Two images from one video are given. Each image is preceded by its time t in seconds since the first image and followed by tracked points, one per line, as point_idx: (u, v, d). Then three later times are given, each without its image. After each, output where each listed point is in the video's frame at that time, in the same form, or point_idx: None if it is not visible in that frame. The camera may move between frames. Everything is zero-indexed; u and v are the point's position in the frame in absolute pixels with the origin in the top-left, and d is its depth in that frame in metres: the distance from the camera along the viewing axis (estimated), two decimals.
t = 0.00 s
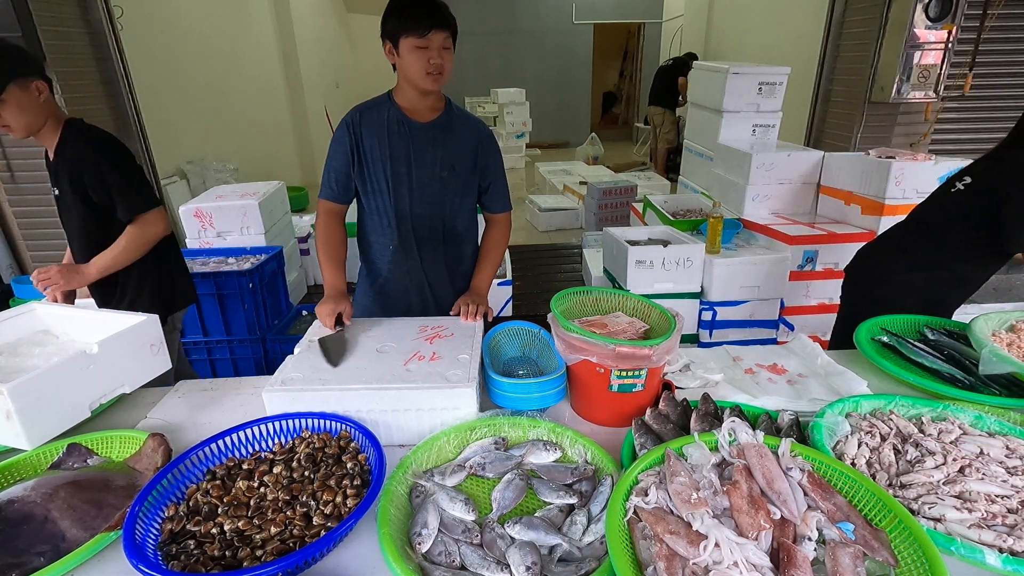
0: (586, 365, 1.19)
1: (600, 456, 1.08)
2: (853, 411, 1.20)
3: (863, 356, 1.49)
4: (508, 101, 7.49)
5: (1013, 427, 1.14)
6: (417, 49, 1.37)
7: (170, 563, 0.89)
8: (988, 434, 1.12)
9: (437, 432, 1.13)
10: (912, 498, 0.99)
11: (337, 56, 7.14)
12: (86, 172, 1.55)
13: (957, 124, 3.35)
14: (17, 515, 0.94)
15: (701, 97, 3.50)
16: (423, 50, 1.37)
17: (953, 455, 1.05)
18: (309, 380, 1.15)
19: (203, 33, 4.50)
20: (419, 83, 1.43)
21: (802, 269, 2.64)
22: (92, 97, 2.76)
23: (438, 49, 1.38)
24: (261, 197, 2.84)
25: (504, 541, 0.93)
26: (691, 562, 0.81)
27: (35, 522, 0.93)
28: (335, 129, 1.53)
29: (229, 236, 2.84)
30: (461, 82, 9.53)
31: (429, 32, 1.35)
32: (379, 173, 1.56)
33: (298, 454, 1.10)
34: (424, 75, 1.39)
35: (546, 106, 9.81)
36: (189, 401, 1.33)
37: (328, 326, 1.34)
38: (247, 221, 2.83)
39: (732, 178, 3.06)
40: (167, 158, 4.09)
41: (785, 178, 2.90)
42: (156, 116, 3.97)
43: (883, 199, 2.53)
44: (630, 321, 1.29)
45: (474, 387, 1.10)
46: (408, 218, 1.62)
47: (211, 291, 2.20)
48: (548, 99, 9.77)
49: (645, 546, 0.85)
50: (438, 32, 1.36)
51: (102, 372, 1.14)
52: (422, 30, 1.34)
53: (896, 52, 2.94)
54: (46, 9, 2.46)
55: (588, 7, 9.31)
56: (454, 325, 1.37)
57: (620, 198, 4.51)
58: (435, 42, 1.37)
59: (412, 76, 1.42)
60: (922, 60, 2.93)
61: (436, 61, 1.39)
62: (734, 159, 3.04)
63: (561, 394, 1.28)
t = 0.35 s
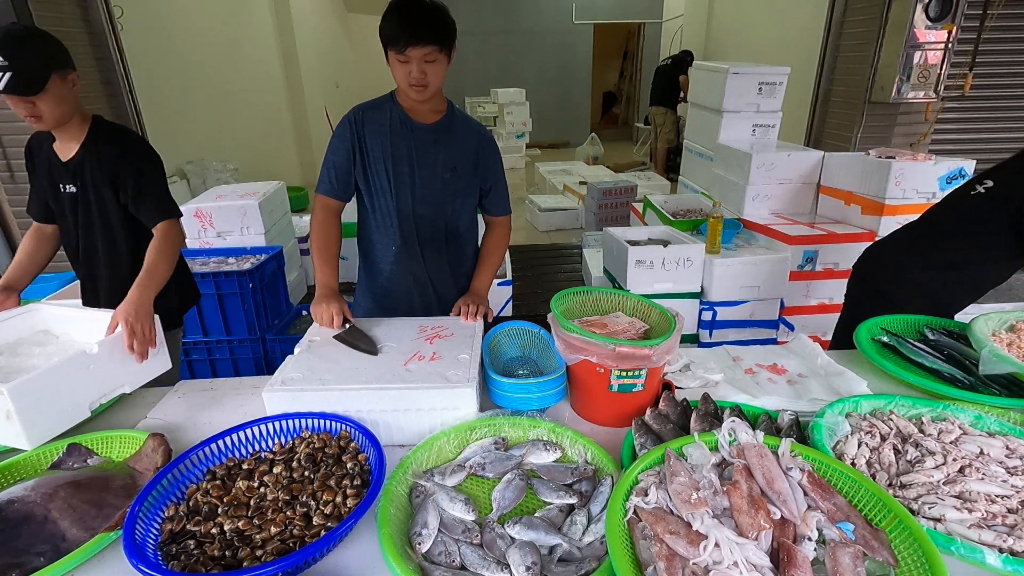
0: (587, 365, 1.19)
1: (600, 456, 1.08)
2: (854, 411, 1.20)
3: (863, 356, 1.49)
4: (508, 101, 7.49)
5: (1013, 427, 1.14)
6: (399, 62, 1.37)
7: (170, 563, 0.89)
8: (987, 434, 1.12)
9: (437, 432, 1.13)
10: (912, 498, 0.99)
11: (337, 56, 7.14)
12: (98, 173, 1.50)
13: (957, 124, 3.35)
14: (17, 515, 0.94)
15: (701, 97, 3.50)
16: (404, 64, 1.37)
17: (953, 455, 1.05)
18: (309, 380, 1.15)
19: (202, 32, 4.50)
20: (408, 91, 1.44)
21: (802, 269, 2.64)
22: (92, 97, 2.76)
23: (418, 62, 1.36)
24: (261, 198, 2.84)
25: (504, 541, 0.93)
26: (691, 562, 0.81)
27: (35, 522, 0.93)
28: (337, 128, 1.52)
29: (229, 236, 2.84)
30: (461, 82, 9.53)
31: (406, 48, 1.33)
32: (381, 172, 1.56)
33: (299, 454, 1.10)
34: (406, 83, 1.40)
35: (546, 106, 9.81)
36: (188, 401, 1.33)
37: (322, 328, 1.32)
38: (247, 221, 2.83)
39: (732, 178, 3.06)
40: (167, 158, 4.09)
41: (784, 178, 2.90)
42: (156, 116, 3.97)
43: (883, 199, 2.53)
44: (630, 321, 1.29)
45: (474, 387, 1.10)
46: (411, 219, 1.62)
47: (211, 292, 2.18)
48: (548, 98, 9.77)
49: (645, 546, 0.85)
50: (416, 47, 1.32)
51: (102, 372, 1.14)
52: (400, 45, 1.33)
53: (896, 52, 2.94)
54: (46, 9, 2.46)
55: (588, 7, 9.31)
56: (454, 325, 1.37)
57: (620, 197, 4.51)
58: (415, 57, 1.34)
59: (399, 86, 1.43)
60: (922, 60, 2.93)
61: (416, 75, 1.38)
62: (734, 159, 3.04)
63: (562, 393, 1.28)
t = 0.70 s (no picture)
0: (587, 365, 1.19)
1: (600, 456, 1.08)
2: (854, 411, 1.20)
3: (863, 356, 1.49)
4: (508, 101, 7.49)
5: (1013, 427, 1.14)
6: (397, 64, 1.37)
7: (170, 563, 0.89)
8: (988, 434, 1.12)
9: (437, 432, 1.13)
10: (913, 499, 0.99)
11: (337, 56, 7.14)
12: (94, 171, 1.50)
13: (957, 124, 3.35)
14: (16, 514, 0.94)
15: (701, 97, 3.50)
16: (401, 65, 1.37)
17: (953, 455, 1.05)
18: (309, 380, 1.15)
19: (202, 32, 4.49)
20: (407, 92, 1.44)
21: (802, 269, 2.64)
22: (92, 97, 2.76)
23: (416, 64, 1.35)
24: (261, 198, 2.84)
25: (504, 541, 0.93)
26: (691, 562, 0.81)
27: (34, 522, 0.93)
28: (339, 127, 1.52)
29: (229, 236, 2.84)
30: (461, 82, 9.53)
31: (403, 50, 1.33)
32: (383, 172, 1.56)
33: (298, 454, 1.10)
34: (404, 84, 1.40)
35: (546, 106, 9.81)
36: (188, 401, 1.33)
37: (320, 330, 1.32)
38: (247, 221, 2.83)
39: (732, 178, 3.06)
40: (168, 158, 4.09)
41: (785, 178, 2.90)
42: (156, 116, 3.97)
43: (883, 199, 2.53)
44: (631, 321, 1.29)
45: (474, 387, 1.10)
46: (412, 219, 1.62)
47: (211, 292, 2.17)
48: (548, 98, 9.77)
49: (645, 546, 0.85)
50: (413, 48, 1.32)
51: (102, 372, 1.14)
52: (397, 47, 1.32)
53: (896, 52, 2.93)
54: (46, 8, 2.45)
55: (588, 6, 9.31)
56: (454, 325, 1.37)
57: (620, 197, 4.51)
58: (412, 58, 1.34)
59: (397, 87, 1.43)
60: (922, 60, 2.93)
61: (414, 76, 1.37)
62: (734, 159, 3.04)
63: (562, 393, 1.28)
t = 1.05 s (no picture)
0: (587, 365, 1.19)
1: (600, 456, 1.08)
2: (853, 411, 1.20)
3: (863, 356, 1.49)
4: (508, 101, 7.49)
5: (1013, 427, 1.14)
6: (397, 64, 1.37)
7: (169, 563, 0.89)
8: (988, 434, 1.12)
9: (437, 432, 1.13)
10: (913, 499, 0.99)
11: (337, 56, 7.14)
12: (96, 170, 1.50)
13: (957, 124, 3.35)
14: (16, 515, 0.94)
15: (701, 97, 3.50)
16: (401, 65, 1.37)
17: (953, 455, 1.05)
18: (309, 380, 1.15)
19: (202, 33, 4.49)
20: (406, 93, 1.44)
21: (802, 269, 2.64)
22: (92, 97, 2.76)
23: (416, 64, 1.35)
24: (261, 198, 2.84)
25: (504, 541, 0.93)
26: (691, 562, 0.81)
27: (34, 522, 0.93)
28: (340, 127, 1.52)
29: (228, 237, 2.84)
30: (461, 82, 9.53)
31: (403, 50, 1.33)
32: (383, 173, 1.56)
33: (298, 454, 1.10)
34: (404, 84, 1.40)
35: (546, 106, 9.81)
36: (188, 401, 1.33)
37: (319, 331, 1.31)
38: (247, 222, 2.83)
39: (732, 178, 3.06)
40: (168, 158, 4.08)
41: (784, 178, 2.90)
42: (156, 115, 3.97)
43: (883, 199, 2.53)
44: (631, 321, 1.29)
45: (474, 387, 1.10)
46: (412, 220, 1.62)
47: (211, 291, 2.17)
48: (548, 98, 9.77)
49: (645, 546, 0.85)
50: (413, 48, 1.32)
51: (113, 329, 1.14)
52: (395, 47, 1.33)
53: (896, 52, 2.93)
54: (46, 8, 2.45)
55: (588, 7, 9.31)
56: (454, 325, 1.37)
57: (620, 197, 4.51)
58: (411, 58, 1.34)
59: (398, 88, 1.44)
60: (922, 60, 2.93)
61: (414, 76, 1.37)
62: (734, 159, 3.04)
63: (562, 393, 1.28)
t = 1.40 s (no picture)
0: (587, 365, 1.19)
1: (600, 456, 1.08)
2: (854, 411, 1.20)
3: (863, 356, 1.49)
4: (508, 101, 7.49)
5: (1013, 427, 1.14)
6: (396, 65, 1.37)
7: (170, 563, 0.89)
8: (988, 434, 1.12)
9: (437, 432, 1.13)
10: (913, 498, 0.99)
11: (337, 56, 7.14)
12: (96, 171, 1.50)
13: (957, 124, 3.35)
14: (17, 515, 0.94)
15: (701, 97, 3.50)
16: (400, 66, 1.37)
17: (953, 455, 1.05)
18: (309, 380, 1.15)
19: (202, 33, 4.49)
20: (406, 93, 1.44)
21: (802, 269, 2.64)
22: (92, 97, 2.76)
23: (415, 64, 1.35)
24: (261, 198, 2.84)
25: (504, 541, 0.93)
26: (691, 562, 0.81)
27: (35, 522, 0.94)
28: (339, 126, 1.52)
29: (228, 237, 2.84)
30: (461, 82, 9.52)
31: (402, 50, 1.33)
32: (381, 173, 1.56)
33: (299, 454, 1.10)
34: (404, 85, 1.40)
35: (546, 106, 9.81)
36: (188, 401, 1.33)
37: (318, 333, 1.30)
38: (247, 221, 2.83)
39: (732, 178, 3.06)
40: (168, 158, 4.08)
41: (785, 178, 2.90)
42: (156, 115, 3.97)
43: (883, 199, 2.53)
44: (630, 321, 1.29)
45: (474, 387, 1.10)
46: (411, 220, 1.62)
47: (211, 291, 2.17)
48: (548, 98, 9.77)
49: (645, 546, 0.85)
50: (412, 48, 1.32)
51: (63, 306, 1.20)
52: (394, 48, 1.33)
53: (896, 51, 2.93)
54: (46, 9, 2.45)
55: (588, 7, 9.31)
56: (454, 325, 1.37)
57: (620, 197, 4.51)
58: (410, 59, 1.34)
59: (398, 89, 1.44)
60: (922, 60, 2.92)
61: (414, 76, 1.37)
62: (734, 159, 3.03)
63: (562, 393, 1.28)
